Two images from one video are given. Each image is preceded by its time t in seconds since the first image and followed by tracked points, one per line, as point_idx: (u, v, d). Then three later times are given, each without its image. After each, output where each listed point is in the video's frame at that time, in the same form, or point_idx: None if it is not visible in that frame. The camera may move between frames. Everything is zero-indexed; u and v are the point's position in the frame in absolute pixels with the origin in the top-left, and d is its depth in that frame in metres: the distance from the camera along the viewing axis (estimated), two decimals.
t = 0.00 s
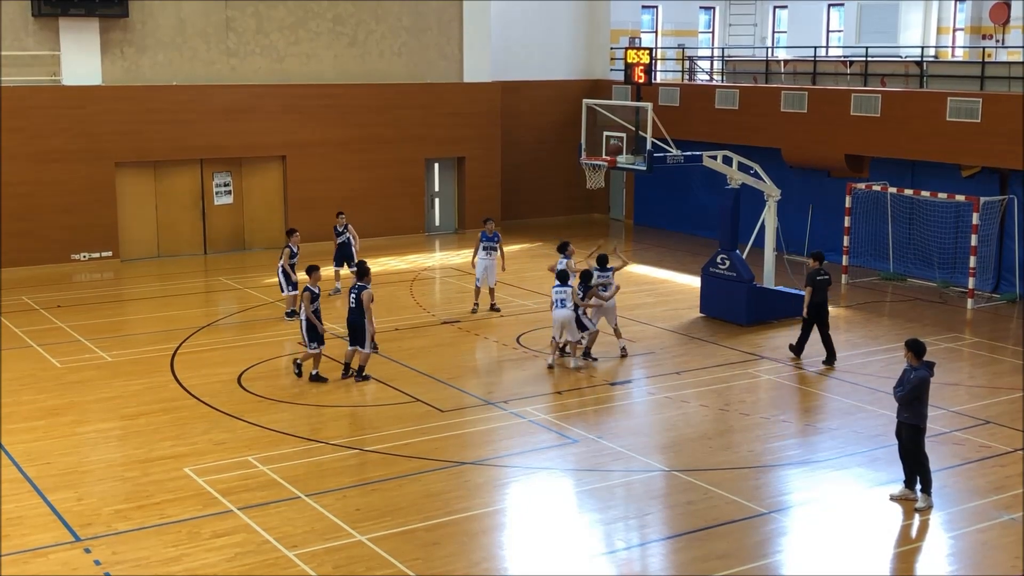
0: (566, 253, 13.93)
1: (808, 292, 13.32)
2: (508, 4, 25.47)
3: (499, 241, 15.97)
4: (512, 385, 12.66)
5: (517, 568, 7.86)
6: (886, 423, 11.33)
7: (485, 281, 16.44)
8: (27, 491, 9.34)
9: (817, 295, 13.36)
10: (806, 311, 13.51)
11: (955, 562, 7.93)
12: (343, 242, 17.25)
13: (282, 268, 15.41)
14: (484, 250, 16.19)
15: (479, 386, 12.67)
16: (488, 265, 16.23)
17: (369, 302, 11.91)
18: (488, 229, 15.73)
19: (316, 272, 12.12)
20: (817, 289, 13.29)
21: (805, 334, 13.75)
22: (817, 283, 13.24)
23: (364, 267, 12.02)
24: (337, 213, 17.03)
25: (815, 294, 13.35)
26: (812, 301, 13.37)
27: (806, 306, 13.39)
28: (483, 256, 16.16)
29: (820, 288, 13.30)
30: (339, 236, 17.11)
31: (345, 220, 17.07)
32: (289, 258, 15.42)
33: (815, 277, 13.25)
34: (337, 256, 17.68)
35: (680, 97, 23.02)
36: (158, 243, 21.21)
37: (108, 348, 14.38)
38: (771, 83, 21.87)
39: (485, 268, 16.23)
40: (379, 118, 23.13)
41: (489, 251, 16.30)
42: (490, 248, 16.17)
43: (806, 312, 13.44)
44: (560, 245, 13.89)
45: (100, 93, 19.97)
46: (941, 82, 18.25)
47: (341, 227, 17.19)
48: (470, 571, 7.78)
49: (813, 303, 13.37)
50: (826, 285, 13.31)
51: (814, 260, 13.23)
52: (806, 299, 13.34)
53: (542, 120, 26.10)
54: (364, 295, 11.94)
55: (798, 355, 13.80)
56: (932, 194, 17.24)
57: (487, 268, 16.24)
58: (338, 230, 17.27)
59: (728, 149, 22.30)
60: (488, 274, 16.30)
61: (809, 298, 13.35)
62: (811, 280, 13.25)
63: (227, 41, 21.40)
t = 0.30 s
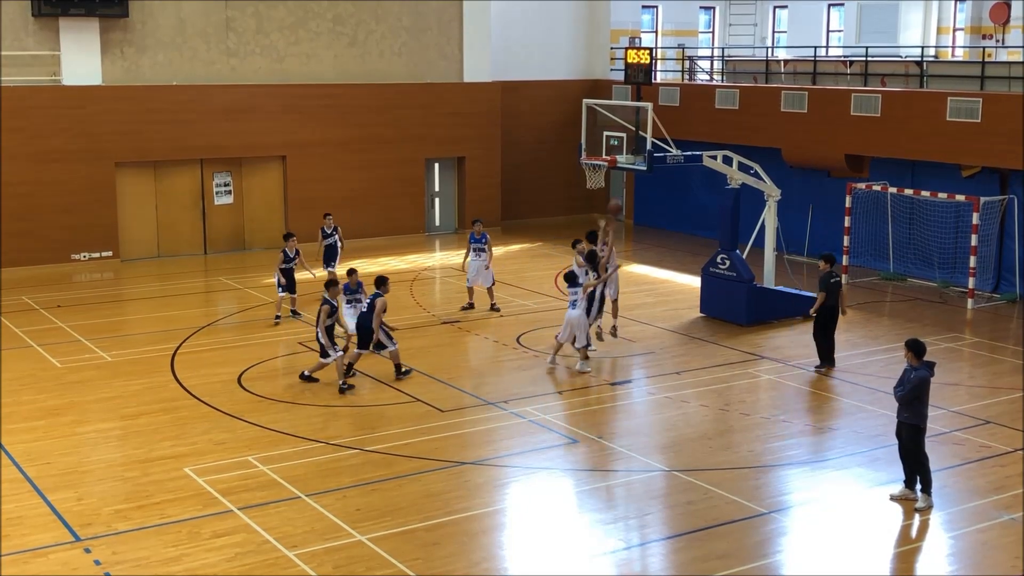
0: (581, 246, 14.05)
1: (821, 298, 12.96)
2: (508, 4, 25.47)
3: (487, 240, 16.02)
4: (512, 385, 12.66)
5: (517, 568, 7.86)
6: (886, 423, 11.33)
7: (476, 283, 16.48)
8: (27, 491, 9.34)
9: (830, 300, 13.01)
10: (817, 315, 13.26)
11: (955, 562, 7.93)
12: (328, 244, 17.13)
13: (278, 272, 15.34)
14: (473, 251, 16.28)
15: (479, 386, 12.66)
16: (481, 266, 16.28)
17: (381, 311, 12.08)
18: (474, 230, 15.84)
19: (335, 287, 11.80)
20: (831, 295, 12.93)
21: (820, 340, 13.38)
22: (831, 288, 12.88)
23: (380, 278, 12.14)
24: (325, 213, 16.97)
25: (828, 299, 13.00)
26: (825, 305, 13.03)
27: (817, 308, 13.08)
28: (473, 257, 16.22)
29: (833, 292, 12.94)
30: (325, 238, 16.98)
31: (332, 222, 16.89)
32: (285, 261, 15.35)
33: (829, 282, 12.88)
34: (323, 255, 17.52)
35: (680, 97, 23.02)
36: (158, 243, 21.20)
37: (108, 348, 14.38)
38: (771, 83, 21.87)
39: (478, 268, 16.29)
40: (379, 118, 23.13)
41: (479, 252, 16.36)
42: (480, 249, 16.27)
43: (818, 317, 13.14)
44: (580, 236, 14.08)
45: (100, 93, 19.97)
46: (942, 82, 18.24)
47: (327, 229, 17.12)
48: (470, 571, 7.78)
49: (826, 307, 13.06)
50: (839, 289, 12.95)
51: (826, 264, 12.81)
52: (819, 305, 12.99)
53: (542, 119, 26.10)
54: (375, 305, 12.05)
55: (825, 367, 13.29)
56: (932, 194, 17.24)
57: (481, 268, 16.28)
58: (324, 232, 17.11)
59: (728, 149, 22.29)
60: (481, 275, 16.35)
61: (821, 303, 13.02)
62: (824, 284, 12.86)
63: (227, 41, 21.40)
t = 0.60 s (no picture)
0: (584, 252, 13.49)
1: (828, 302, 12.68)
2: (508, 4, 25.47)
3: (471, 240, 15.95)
4: (512, 385, 12.66)
5: (517, 567, 7.86)
6: (885, 423, 11.33)
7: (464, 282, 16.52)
8: (26, 491, 9.34)
9: (836, 304, 12.76)
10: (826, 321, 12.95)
11: (955, 562, 7.93)
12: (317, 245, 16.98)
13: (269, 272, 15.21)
14: (458, 252, 16.27)
15: (479, 386, 12.66)
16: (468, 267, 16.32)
17: (413, 303, 12.05)
18: (458, 231, 15.80)
19: (371, 289, 11.66)
20: (838, 299, 12.68)
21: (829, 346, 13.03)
22: (838, 292, 12.65)
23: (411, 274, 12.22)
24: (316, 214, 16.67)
25: (835, 303, 12.74)
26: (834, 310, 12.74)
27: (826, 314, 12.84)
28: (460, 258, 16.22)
29: (840, 296, 12.69)
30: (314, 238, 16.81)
31: (321, 222, 16.71)
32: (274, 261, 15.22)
33: (837, 285, 12.68)
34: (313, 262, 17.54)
35: (680, 97, 23.03)
36: (158, 243, 21.20)
37: (108, 347, 14.38)
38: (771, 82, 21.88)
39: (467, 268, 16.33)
40: (379, 118, 23.13)
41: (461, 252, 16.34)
42: (462, 250, 16.26)
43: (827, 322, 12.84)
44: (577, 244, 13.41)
45: (100, 93, 19.97)
46: (942, 82, 18.24)
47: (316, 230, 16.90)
48: (470, 571, 7.78)
49: (833, 312, 12.81)
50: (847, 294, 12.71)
51: (834, 267, 12.66)
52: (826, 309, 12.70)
53: (542, 119, 26.10)
54: (407, 297, 12.02)
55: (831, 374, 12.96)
56: (931, 194, 17.23)
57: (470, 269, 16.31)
58: (313, 232, 17.01)
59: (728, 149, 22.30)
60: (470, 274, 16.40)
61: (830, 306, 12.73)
62: (832, 288, 12.67)
63: (227, 41, 21.39)
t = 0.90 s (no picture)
0: (587, 258, 13.58)
1: (845, 311, 12.21)
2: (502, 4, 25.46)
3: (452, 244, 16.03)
4: (508, 386, 12.66)
5: (513, 567, 7.86)
6: (880, 422, 11.34)
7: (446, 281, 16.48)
8: (22, 492, 9.32)
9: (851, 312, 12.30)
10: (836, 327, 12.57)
11: (950, 561, 7.94)
12: (299, 248, 17.03)
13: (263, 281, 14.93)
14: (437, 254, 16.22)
15: (475, 386, 12.65)
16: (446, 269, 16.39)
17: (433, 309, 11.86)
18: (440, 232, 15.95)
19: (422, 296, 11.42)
20: (853, 307, 12.21)
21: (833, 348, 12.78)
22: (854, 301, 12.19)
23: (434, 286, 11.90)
24: (302, 218, 16.71)
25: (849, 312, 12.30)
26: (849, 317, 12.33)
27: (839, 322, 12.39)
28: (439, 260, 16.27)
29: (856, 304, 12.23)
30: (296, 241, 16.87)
31: (305, 226, 16.71)
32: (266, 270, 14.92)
33: (853, 294, 12.16)
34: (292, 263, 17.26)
35: (674, 97, 23.04)
36: (153, 244, 21.17)
37: (103, 349, 14.36)
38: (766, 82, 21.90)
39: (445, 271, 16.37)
40: (374, 118, 23.12)
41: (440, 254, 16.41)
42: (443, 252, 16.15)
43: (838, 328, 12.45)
44: (579, 245, 13.46)
45: (95, 93, 19.93)
46: (935, 81, 18.29)
47: (299, 234, 17.01)
48: (466, 571, 7.78)
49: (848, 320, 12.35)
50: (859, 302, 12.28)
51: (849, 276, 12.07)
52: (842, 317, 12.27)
53: (537, 120, 26.10)
54: (426, 309, 11.73)
55: (825, 374, 12.90)
56: (926, 194, 17.26)
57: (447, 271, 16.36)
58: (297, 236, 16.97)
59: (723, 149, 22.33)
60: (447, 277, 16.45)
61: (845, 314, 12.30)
62: (847, 297, 12.16)
63: (222, 41, 21.36)
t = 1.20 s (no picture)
0: (559, 267, 13.25)
1: (840, 313, 12.03)
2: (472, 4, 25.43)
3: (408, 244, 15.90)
4: (481, 385, 12.66)
5: (488, 567, 7.86)
6: (851, 417, 11.44)
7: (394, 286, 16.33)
8: None
9: (845, 316, 12.09)
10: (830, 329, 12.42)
11: (921, 554, 8.04)
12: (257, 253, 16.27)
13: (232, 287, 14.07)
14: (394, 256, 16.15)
15: (449, 386, 12.64)
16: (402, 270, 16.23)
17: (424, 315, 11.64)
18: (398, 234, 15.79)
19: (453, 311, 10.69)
20: (849, 310, 12.01)
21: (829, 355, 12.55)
22: (848, 305, 11.97)
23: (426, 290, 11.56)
24: (252, 221, 16.10)
25: (843, 316, 12.08)
26: (844, 321, 12.11)
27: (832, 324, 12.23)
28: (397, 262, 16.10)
29: (851, 309, 12.02)
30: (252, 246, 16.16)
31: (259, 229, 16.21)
32: (236, 275, 13.96)
33: (848, 298, 11.94)
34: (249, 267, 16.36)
35: (644, 96, 23.13)
36: (122, 247, 20.97)
37: (73, 353, 14.19)
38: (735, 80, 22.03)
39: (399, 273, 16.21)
40: (344, 119, 23.03)
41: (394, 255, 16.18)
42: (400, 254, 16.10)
43: (833, 331, 12.25)
44: (553, 257, 13.14)
45: (62, 95, 19.70)
46: (902, 79, 18.52)
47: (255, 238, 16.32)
48: (441, 571, 7.77)
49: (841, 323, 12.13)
50: (857, 307, 12.05)
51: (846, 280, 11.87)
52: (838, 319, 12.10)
53: (508, 119, 26.09)
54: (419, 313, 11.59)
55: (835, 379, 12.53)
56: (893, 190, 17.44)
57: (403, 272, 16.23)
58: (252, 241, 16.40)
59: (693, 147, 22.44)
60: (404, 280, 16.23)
61: (839, 317, 12.10)
62: (842, 301, 11.96)
63: (191, 43, 21.19)
